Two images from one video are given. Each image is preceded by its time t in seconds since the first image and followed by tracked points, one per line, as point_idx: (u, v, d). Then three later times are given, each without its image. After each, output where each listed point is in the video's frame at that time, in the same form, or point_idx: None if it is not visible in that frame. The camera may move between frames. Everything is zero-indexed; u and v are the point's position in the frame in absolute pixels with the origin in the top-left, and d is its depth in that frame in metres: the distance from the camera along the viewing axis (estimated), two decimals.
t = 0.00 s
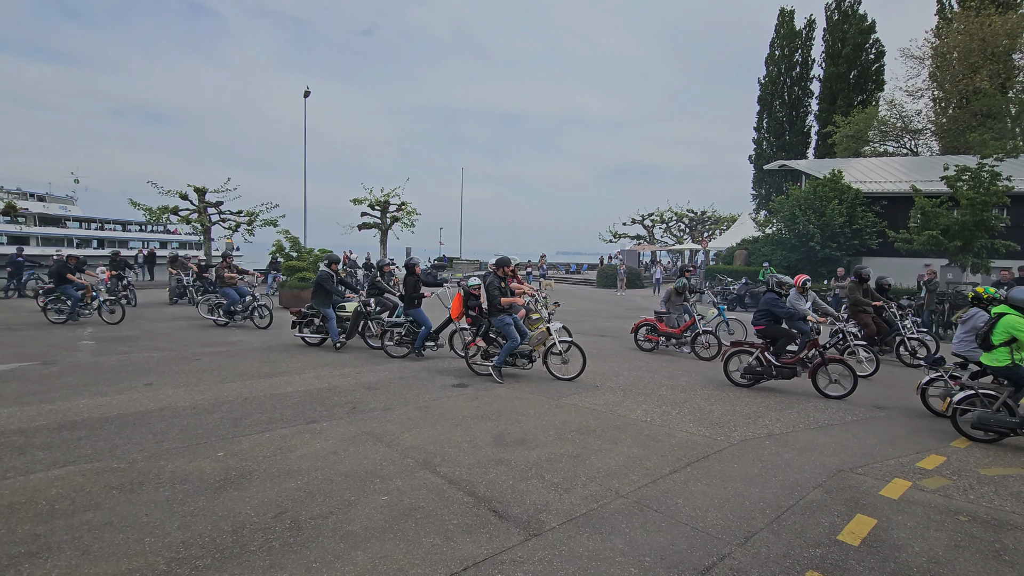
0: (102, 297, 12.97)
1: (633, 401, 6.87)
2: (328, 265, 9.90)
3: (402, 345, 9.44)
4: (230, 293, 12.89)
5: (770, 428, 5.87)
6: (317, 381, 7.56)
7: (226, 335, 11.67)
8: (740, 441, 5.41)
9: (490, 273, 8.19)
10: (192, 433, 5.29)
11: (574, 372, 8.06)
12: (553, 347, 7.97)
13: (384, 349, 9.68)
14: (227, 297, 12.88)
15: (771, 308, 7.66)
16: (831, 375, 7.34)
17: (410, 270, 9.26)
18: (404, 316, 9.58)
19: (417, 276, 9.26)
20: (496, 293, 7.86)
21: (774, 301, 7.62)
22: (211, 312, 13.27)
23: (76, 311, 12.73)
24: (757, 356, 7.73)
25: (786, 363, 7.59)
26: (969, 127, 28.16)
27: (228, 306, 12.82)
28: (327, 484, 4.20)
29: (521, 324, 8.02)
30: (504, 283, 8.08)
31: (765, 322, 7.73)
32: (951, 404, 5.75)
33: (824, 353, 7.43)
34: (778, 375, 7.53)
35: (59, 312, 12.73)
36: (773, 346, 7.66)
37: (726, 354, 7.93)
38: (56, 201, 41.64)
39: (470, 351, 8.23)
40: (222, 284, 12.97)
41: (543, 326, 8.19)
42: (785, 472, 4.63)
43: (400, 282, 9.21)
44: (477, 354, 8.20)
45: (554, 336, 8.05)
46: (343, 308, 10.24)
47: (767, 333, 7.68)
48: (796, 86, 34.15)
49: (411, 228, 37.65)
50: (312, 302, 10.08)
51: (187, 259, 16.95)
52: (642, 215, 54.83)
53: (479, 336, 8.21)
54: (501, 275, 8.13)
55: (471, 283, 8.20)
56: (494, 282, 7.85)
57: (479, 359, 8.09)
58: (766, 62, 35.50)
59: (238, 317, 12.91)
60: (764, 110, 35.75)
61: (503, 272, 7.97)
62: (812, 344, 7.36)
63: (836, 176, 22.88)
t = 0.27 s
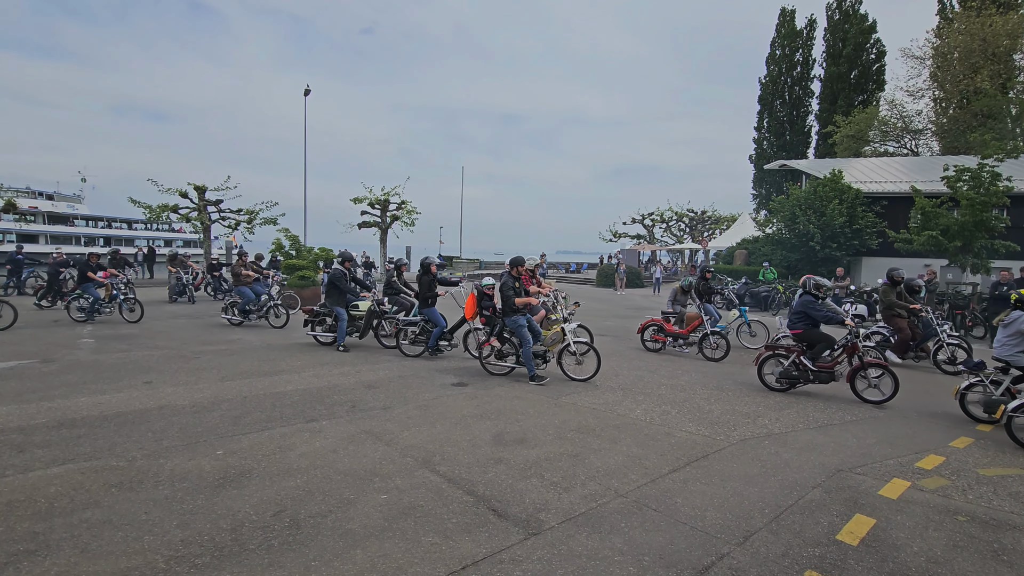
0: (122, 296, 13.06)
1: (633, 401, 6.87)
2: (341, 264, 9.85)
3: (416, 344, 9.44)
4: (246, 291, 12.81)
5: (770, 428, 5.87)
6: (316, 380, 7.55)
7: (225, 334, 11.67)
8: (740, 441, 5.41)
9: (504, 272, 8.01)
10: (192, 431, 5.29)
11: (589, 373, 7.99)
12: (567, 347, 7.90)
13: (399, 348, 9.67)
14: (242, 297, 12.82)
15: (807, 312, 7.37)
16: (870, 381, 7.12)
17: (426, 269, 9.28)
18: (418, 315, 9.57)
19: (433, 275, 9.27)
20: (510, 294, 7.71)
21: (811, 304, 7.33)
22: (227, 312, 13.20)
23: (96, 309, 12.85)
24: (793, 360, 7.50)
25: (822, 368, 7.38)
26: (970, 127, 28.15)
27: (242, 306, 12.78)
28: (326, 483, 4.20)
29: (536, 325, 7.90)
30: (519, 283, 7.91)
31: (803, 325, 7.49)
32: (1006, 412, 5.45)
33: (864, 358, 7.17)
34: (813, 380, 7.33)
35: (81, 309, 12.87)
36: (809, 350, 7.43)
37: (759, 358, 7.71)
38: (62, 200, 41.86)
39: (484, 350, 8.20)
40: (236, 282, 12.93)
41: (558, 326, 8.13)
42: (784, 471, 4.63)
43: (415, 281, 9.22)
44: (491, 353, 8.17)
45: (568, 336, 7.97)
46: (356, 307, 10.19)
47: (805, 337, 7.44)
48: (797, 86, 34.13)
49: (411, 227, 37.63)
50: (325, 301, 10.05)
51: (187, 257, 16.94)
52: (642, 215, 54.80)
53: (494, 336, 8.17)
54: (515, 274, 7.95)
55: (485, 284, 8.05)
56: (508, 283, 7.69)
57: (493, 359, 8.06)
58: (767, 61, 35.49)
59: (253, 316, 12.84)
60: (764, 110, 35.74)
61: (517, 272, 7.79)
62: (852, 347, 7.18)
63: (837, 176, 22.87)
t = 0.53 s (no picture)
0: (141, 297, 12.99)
1: (632, 401, 6.87)
2: (353, 263, 9.72)
3: (430, 344, 9.43)
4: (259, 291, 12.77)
5: (769, 428, 5.87)
6: (315, 380, 7.54)
7: (225, 333, 11.67)
8: (739, 440, 5.41)
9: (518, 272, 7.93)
10: (191, 431, 5.29)
11: (604, 374, 7.90)
12: (581, 347, 7.83)
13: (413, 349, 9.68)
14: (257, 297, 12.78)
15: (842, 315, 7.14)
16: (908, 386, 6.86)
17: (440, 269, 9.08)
18: (432, 315, 9.55)
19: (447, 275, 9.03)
20: (525, 295, 7.64)
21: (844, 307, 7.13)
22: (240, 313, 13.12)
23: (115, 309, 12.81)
24: (827, 363, 7.27)
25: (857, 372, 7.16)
26: (969, 127, 28.17)
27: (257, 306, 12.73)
28: (326, 482, 4.20)
29: (549, 326, 7.85)
30: (534, 284, 7.84)
31: (838, 328, 7.29)
32: None
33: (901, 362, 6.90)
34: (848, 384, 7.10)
35: (100, 309, 12.83)
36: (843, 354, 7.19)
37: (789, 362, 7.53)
38: (62, 199, 41.87)
39: (498, 350, 8.18)
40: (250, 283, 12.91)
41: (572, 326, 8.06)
42: (783, 471, 4.63)
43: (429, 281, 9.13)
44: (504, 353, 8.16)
45: (582, 337, 7.87)
46: (366, 308, 10.08)
47: (840, 341, 7.22)
48: (796, 86, 34.16)
49: (410, 227, 37.60)
50: (336, 300, 9.97)
51: (185, 257, 16.92)
52: (642, 215, 54.75)
53: (507, 336, 8.15)
54: (529, 274, 7.86)
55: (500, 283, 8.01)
56: (523, 284, 7.61)
57: (507, 360, 8.07)
58: (767, 61, 35.51)
59: (268, 317, 12.80)
60: (763, 110, 35.74)
61: (531, 272, 7.70)
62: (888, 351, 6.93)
63: (836, 176, 22.89)
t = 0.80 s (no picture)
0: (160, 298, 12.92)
1: (631, 401, 6.87)
2: (365, 264, 9.67)
3: (443, 346, 9.38)
4: (274, 293, 12.79)
5: (768, 428, 5.88)
6: (314, 381, 7.54)
7: (224, 335, 11.66)
8: (738, 441, 5.42)
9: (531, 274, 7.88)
10: (190, 432, 5.29)
11: (617, 376, 7.80)
12: (595, 349, 7.72)
13: (428, 350, 9.68)
14: (272, 297, 12.81)
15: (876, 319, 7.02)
16: (947, 392, 6.61)
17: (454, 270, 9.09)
18: (446, 316, 9.51)
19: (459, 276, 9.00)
20: (537, 297, 7.58)
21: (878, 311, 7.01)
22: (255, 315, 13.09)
23: (133, 310, 12.69)
24: (861, 368, 7.09)
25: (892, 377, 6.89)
26: (967, 128, 28.23)
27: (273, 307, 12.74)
28: (325, 483, 4.20)
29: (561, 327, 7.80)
30: (547, 285, 7.80)
31: (871, 332, 7.08)
32: None
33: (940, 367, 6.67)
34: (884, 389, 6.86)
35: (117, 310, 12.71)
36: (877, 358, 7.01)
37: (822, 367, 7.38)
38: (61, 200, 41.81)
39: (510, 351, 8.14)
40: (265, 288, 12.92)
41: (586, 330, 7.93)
42: (782, 471, 4.64)
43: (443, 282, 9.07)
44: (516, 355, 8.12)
45: (596, 340, 7.75)
46: (377, 309, 10.02)
47: (874, 345, 7.02)
48: (795, 87, 34.21)
49: (409, 227, 37.61)
50: (348, 301, 9.94)
51: (185, 258, 16.89)
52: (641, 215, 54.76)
53: (519, 337, 8.09)
54: (543, 276, 7.81)
55: (513, 284, 7.97)
56: (535, 286, 7.56)
57: (519, 361, 8.03)
58: (766, 62, 35.55)
59: (285, 317, 12.84)
60: (762, 110, 35.78)
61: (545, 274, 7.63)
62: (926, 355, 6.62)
63: (835, 177, 22.91)
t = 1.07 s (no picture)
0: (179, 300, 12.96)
1: (630, 402, 6.88)
2: (375, 267, 9.72)
3: (455, 348, 9.35)
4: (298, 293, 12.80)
5: (767, 428, 5.89)
6: (313, 382, 7.54)
7: (223, 336, 11.64)
8: (737, 441, 5.43)
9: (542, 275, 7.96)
10: (189, 433, 5.29)
11: (627, 378, 7.75)
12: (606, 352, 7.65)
13: (440, 352, 9.66)
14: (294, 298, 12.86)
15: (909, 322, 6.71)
16: (990, 398, 6.28)
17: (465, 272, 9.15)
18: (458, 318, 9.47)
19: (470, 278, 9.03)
20: (551, 297, 7.66)
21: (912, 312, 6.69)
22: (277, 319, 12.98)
23: (153, 312, 12.69)
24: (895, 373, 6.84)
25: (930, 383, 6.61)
26: (965, 128, 28.30)
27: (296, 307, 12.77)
28: (325, 485, 4.19)
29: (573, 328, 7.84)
30: (558, 286, 7.88)
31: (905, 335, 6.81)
32: None
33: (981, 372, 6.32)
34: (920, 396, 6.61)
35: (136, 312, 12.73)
36: (912, 363, 6.73)
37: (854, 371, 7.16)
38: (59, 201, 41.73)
39: (521, 353, 8.07)
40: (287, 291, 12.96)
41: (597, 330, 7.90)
42: (781, 471, 4.65)
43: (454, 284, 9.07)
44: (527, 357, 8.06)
45: (608, 341, 7.65)
46: (388, 311, 10.04)
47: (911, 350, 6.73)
48: (794, 87, 34.27)
49: (408, 228, 37.61)
50: (359, 304, 9.97)
51: (183, 259, 16.87)
52: (640, 216, 54.77)
53: (530, 339, 8.06)
54: (554, 277, 7.90)
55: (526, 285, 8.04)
56: (549, 286, 7.64)
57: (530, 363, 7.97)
58: (764, 62, 35.61)
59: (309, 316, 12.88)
60: (760, 111, 35.84)
61: (558, 275, 7.72)
62: (965, 360, 6.35)
63: (833, 177, 22.96)
